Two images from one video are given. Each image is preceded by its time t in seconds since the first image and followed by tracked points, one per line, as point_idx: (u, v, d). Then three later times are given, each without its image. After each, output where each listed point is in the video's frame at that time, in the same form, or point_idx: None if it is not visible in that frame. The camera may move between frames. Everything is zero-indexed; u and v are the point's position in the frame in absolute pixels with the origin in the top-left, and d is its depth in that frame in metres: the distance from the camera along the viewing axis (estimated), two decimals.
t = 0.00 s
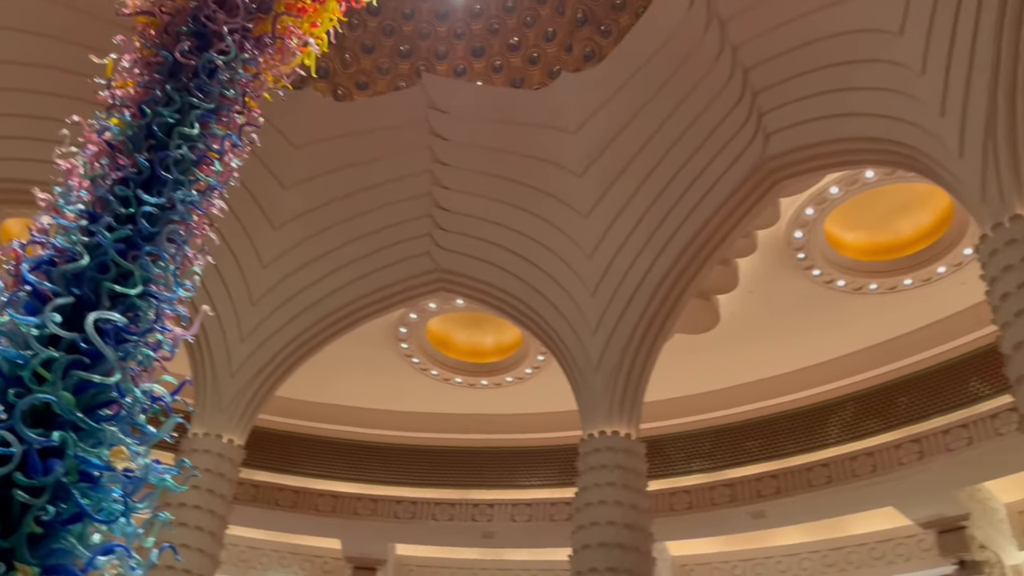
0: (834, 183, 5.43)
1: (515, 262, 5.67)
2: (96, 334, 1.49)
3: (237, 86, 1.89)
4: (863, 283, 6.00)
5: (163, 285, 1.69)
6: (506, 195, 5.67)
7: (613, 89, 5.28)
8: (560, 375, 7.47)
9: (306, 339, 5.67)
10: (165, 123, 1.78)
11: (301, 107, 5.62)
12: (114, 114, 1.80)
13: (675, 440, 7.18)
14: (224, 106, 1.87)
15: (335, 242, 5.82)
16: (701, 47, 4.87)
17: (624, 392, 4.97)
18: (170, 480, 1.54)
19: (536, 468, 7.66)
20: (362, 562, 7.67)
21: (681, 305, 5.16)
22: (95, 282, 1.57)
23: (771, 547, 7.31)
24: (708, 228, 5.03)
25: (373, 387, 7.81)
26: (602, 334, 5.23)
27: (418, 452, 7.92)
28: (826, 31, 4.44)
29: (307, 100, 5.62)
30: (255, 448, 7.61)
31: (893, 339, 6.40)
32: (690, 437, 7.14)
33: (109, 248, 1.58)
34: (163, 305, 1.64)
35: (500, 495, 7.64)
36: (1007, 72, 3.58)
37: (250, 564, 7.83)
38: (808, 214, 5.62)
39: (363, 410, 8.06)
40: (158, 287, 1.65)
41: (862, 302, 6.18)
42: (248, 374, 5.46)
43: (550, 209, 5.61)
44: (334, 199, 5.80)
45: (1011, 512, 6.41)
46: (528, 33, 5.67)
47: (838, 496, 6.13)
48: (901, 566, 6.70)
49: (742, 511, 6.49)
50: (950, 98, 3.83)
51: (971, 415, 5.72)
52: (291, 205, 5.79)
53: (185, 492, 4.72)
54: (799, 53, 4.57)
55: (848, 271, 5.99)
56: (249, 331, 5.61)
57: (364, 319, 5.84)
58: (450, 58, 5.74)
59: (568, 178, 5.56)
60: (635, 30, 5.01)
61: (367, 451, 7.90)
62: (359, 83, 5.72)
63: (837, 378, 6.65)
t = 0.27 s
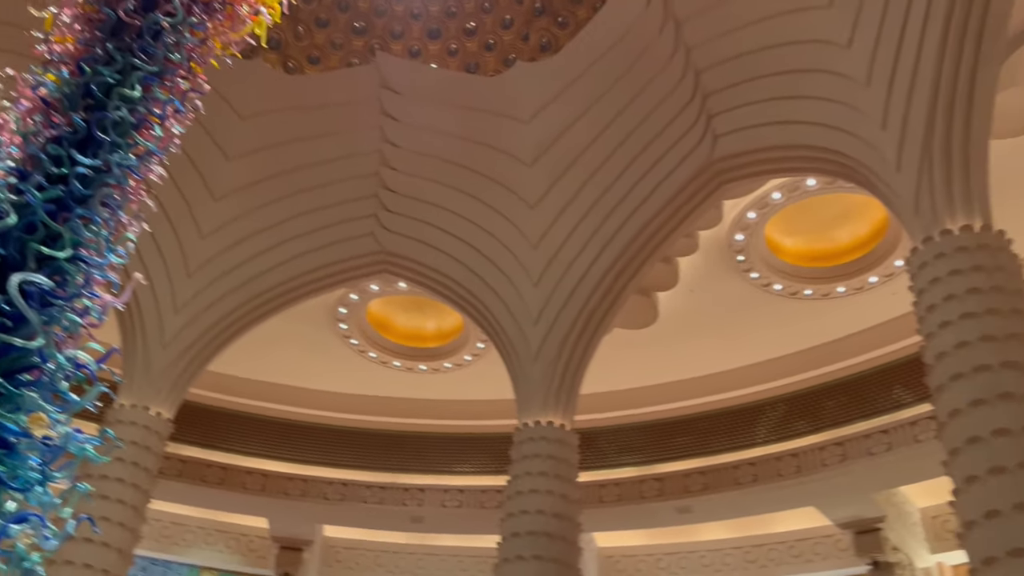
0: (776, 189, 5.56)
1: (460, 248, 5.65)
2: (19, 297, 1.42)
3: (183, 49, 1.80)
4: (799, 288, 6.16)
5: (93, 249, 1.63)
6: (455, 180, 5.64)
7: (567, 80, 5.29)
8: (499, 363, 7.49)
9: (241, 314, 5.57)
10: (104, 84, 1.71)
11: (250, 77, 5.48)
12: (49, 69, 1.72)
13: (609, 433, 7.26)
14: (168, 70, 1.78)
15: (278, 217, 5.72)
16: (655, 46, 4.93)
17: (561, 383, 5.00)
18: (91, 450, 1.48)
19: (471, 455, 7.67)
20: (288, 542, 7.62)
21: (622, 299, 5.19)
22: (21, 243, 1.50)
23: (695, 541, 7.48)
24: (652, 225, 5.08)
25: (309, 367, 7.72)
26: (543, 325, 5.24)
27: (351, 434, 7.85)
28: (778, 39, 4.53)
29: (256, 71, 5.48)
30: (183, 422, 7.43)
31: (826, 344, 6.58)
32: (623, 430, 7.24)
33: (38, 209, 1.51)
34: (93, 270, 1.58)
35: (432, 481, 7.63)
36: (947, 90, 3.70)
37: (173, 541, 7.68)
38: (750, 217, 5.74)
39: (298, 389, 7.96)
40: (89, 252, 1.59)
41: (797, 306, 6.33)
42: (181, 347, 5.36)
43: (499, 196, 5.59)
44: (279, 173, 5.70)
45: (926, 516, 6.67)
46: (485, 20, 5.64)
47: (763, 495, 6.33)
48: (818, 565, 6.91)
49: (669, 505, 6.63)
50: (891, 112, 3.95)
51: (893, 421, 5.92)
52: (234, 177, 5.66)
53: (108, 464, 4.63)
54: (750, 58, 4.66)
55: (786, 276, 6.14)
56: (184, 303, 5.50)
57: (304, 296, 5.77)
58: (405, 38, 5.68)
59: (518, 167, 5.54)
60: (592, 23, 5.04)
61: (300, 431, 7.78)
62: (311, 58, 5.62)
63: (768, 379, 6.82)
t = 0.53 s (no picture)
0: (725, 192, 5.65)
1: (409, 232, 5.60)
2: None
3: (134, 9, 1.72)
4: (741, 291, 6.28)
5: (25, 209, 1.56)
6: (407, 163, 5.58)
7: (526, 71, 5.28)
8: (443, 350, 7.47)
9: (182, 286, 5.49)
10: (47, 40, 1.61)
11: (203, 45, 5.34)
12: None
13: (549, 424, 7.31)
14: (116, 30, 1.69)
15: (224, 189, 5.61)
16: (614, 42, 4.96)
17: (503, 373, 5.00)
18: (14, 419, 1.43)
19: (410, 441, 7.60)
20: (220, 520, 7.46)
21: (568, 292, 5.21)
22: None
23: (627, 535, 7.59)
24: (602, 220, 5.10)
25: (249, 345, 7.60)
26: (488, 314, 5.22)
27: (289, 414, 7.73)
28: (735, 44, 4.60)
29: (208, 40, 5.32)
30: (115, 394, 7.24)
31: (764, 347, 6.73)
32: (563, 422, 7.28)
33: None
34: (24, 235, 1.51)
35: (369, 466, 7.53)
36: (893, 107, 3.81)
37: (98, 514, 7.49)
38: (698, 219, 5.82)
39: (236, 366, 7.83)
40: (21, 214, 1.52)
41: (738, 307, 6.45)
42: (116, 317, 5.27)
43: (451, 183, 5.55)
44: (228, 144, 5.57)
45: (849, 518, 6.85)
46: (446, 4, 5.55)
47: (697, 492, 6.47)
48: (744, 562, 7.07)
49: (604, 498, 6.72)
50: (839, 124, 4.04)
51: (823, 425, 6.06)
52: (181, 145, 5.52)
53: (32, 432, 4.50)
54: (708, 61, 4.72)
55: (730, 278, 6.25)
56: (122, 273, 5.39)
57: (247, 273, 5.69)
58: (365, 16, 5.55)
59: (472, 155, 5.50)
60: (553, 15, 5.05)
61: (236, 408, 7.64)
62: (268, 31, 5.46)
63: (707, 379, 6.94)
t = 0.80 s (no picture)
0: (676, 193, 5.72)
1: (360, 215, 5.55)
2: None
3: None
4: (687, 291, 6.36)
5: None
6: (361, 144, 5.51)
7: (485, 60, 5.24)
8: (389, 335, 7.43)
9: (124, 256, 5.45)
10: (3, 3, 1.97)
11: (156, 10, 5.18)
12: None
13: (491, 414, 7.31)
14: None
15: (170, 161, 5.51)
16: (576, 37, 4.97)
17: (448, 361, 4.99)
18: None
19: (350, 425, 7.53)
20: (151, 496, 7.38)
21: (517, 283, 5.21)
22: None
23: (562, 527, 7.67)
24: (555, 213, 5.11)
25: (190, 320, 7.46)
26: (437, 301, 5.19)
27: (228, 392, 7.60)
28: (695, 47, 4.65)
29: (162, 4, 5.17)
30: (46, 363, 7.00)
31: (707, 347, 6.84)
32: (505, 413, 7.29)
33: None
34: None
35: (307, 448, 7.46)
36: (844, 117, 3.88)
37: (24, 486, 7.30)
38: (649, 217, 5.88)
39: (176, 341, 7.68)
40: None
41: (682, 307, 6.55)
42: (51, 284, 5.25)
43: (404, 167, 5.49)
44: (177, 114, 5.44)
45: (779, 518, 7.00)
46: None
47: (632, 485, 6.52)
48: (675, 557, 7.21)
49: (541, 489, 6.75)
50: (790, 131, 4.11)
51: (759, 426, 6.15)
52: (129, 112, 5.38)
53: None
54: (667, 62, 4.76)
55: (676, 277, 6.33)
56: (59, 240, 5.33)
57: (190, 247, 5.65)
58: None
59: (427, 140, 5.45)
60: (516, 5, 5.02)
61: (173, 383, 7.49)
62: None
63: (648, 376, 7.03)
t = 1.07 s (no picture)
0: (626, 189, 5.76)
1: (309, 194, 5.47)
2: None
3: None
4: (633, 287, 6.44)
5: None
6: (313, 122, 5.42)
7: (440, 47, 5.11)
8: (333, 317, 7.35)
9: (62, 222, 5.44)
10: None
11: None
12: None
13: (432, 400, 7.29)
14: None
15: (113, 128, 5.41)
16: (536, 28, 4.96)
17: (391, 345, 4.96)
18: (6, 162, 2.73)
19: (288, 406, 7.42)
20: (77, 471, 7.19)
21: (466, 270, 5.18)
22: None
23: (499, 515, 7.73)
24: (507, 202, 5.09)
25: (127, 292, 7.27)
26: (384, 285, 5.15)
27: (163, 368, 7.40)
28: (653, 45, 4.68)
29: None
30: None
31: (649, 343, 6.95)
32: (446, 399, 7.28)
33: None
34: None
35: (243, 427, 7.36)
36: (793, 123, 3.95)
37: None
38: (599, 213, 5.91)
39: (112, 313, 7.51)
40: None
41: (627, 303, 6.62)
42: None
43: (356, 147, 5.41)
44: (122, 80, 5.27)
45: (710, 514, 7.15)
46: None
47: (569, 477, 6.59)
48: (607, 549, 7.32)
49: (479, 478, 6.79)
50: (742, 134, 4.15)
51: (696, 423, 6.27)
52: (71, 75, 5.22)
53: None
54: (625, 58, 4.79)
55: (623, 273, 6.38)
56: None
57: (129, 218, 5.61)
58: None
59: (381, 122, 5.36)
60: None
61: (105, 355, 7.26)
62: None
63: (590, 369, 7.10)
